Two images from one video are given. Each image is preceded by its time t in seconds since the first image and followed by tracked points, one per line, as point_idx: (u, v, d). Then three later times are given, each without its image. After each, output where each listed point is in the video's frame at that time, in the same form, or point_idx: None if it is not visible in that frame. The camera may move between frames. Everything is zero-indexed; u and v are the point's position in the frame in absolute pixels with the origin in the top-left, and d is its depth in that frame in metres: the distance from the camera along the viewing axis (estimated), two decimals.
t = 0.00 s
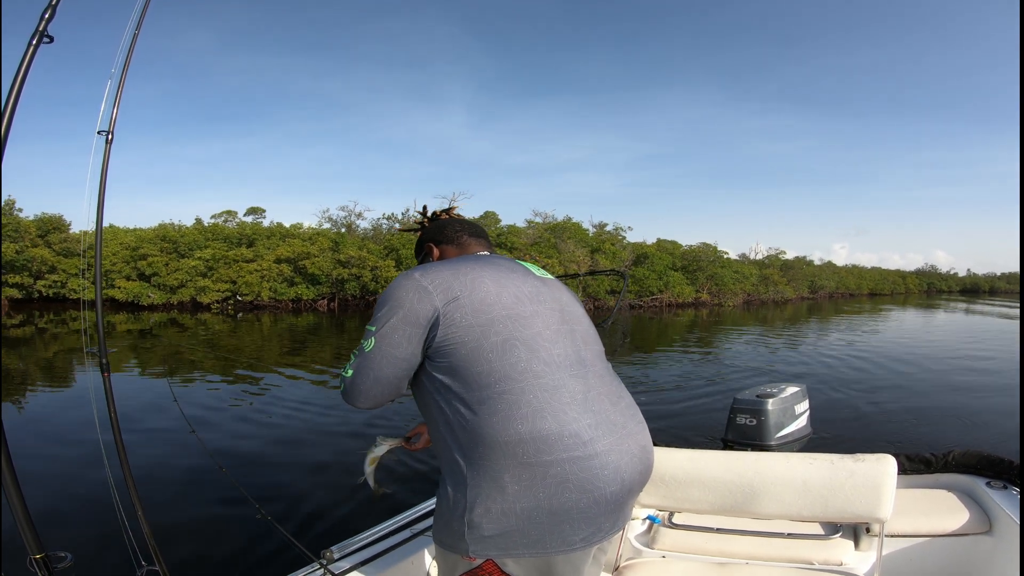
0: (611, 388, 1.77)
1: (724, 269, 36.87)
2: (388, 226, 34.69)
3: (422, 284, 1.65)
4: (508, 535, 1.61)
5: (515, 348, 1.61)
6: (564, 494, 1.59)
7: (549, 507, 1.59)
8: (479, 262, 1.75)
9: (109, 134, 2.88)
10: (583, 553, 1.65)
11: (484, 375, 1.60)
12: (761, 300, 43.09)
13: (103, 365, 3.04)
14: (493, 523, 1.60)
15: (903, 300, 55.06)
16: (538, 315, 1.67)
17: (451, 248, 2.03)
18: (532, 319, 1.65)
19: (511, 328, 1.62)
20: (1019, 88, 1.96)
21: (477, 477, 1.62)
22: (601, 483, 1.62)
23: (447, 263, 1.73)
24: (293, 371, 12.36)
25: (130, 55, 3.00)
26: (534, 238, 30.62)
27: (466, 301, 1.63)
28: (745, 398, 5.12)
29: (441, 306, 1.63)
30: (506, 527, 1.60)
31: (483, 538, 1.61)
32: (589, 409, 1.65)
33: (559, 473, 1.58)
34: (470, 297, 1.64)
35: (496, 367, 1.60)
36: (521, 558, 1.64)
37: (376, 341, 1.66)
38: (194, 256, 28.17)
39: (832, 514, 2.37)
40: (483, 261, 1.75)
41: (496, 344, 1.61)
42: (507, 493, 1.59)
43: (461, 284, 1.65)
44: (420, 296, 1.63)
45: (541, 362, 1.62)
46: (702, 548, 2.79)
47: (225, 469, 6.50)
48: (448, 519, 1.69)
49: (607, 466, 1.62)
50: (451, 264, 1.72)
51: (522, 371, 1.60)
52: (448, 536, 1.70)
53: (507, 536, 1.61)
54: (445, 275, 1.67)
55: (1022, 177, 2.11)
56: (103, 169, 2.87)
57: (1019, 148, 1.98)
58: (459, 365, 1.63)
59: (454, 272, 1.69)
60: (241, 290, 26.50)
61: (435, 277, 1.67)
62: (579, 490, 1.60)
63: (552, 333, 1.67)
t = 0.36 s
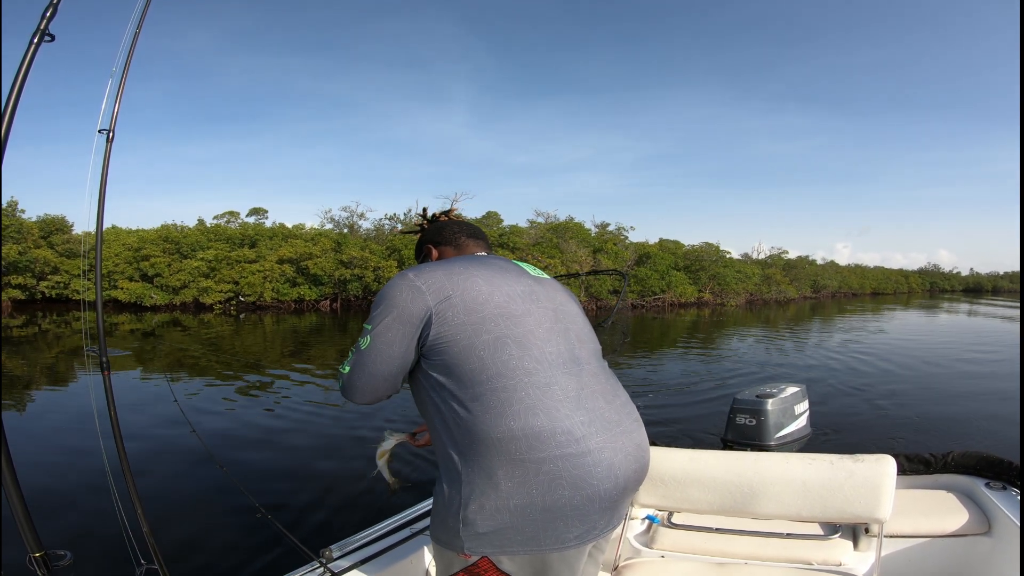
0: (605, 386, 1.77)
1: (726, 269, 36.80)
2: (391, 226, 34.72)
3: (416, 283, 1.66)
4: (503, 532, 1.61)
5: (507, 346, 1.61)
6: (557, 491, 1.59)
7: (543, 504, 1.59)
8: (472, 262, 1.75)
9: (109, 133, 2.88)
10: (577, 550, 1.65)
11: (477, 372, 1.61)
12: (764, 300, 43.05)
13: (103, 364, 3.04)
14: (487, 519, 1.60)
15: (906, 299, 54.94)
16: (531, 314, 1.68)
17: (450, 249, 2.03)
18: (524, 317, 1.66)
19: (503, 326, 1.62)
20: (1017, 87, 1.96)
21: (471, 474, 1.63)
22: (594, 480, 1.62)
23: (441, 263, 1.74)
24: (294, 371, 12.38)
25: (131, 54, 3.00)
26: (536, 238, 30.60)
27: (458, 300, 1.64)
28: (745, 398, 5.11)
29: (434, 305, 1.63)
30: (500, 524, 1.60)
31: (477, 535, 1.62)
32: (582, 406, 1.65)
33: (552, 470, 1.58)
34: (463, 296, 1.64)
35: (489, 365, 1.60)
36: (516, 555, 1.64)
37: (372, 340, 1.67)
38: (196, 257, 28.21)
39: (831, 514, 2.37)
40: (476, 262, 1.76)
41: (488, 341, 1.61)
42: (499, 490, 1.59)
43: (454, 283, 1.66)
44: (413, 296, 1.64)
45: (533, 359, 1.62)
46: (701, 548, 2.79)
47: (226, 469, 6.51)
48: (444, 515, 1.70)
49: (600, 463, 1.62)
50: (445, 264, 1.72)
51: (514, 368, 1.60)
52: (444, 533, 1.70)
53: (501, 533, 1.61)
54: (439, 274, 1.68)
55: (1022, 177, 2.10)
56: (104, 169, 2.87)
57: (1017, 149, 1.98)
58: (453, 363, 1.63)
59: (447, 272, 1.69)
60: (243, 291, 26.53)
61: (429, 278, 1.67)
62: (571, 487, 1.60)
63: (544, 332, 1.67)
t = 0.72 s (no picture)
0: (598, 383, 1.77)
1: (728, 269, 36.78)
2: (393, 227, 34.77)
3: (410, 282, 1.67)
4: (497, 527, 1.61)
5: (498, 343, 1.62)
6: (549, 486, 1.59)
7: (536, 499, 1.59)
8: (465, 262, 1.76)
9: (110, 133, 2.89)
10: (571, 546, 1.65)
11: (468, 368, 1.62)
12: (767, 299, 43.02)
13: (104, 363, 3.05)
14: (481, 515, 1.60)
15: (909, 297, 54.88)
16: (522, 311, 1.68)
17: (448, 251, 2.04)
18: (515, 314, 1.66)
19: (494, 323, 1.63)
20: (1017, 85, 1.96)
21: (464, 469, 1.63)
22: (586, 475, 1.62)
23: (436, 263, 1.75)
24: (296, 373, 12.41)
25: (132, 54, 3.01)
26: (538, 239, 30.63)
27: (451, 297, 1.65)
28: (745, 398, 5.11)
29: (427, 303, 1.64)
30: (494, 519, 1.60)
31: (471, 531, 1.62)
32: (574, 402, 1.65)
33: (543, 465, 1.58)
34: (455, 293, 1.65)
35: (480, 362, 1.61)
36: (510, 550, 1.64)
37: (368, 337, 1.68)
38: (198, 259, 28.25)
39: (830, 514, 2.38)
40: (470, 261, 1.77)
41: (479, 338, 1.62)
42: (492, 486, 1.60)
43: (446, 282, 1.67)
44: (407, 294, 1.65)
45: (524, 355, 1.62)
46: (700, 548, 2.80)
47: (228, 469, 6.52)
48: (440, 512, 1.71)
49: (593, 458, 1.62)
50: (438, 263, 1.74)
51: (505, 364, 1.60)
52: (440, 529, 1.71)
53: (495, 529, 1.61)
54: (433, 272, 1.69)
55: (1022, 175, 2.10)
56: (104, 170, 2.89)
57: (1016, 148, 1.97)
58: (446, 360, 1.64)
59: (440, 270, 1.70)
60: (245, 293, 26.58)
61: (422, 276, 1.68)
62: (563, 483, 1.60)
63: (536, 328, 1.67)
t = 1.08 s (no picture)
0: (593, 381, 1.77)
1: (730, 268, 36.69)
2: (394, 229, 34.78)
3: (404, 283, 1.67)
4: (496, 524, 1.62)
5: (492, 342, 1.62)
6: (546, 483, 1.59)
7: (533, 496, 1.60)
8: (458, 263, 1.77)
9: (110, 133, 2.91)
10: (570, 543, 1.65)
11: (464, 367, 1.62)
12: (768, 299, 42.99)
13: (104, 363, 3.06)
14: (479, 513, 1.61)
15: (911, 297, 54.79)
16: (517, 310, 1.68)
17: (443, 253, 2.05)
18: (509, 313, 1.66)
19: (488, 324, 1.63)
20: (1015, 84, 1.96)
21: (462, 467, 1.64)
22: (583, 472, 1.62)
23: (430, 264, 1.75)
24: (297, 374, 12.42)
25: (131, 55, 3.03)
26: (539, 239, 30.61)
27: (445, 297, 1.65)
28: (746, 398, 5.11)
29: (422, 305, 1.65)
30: (493, 517, 1.61)
31: (470, 528, 1.63)
32: (570, 400, 1.65)
33: (540, 463, 1.58)
34: (449, 293, 1.66)
35: (475, 361, 1.61)
36: (509, 546, 1.65)
37: (365, 339, 1.69)
38: (200, 261, 28.28)
39: (830, 514, 2.38)
40: (463, 262, 1.77)
41: (474, 337, 1.62)
42: (490, 483, 1.60)
43: (440, 283, 1.67)
44: (402, 295, 1.65)
45: (518, 353, 1.62)
46: (700, 547, 2.80)
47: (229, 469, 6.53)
48: (439, 510, 1.71)
49: (589, 455, 1.62)
50: (433, 265, 1.74)
51: (500, 362, 1.60)
52: (439, 527, 1.72)
53: (494, 526, 1.62)
54: (427, 274, 1.69)
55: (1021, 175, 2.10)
56: (104, 170, 2.90)
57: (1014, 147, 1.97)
58: (442, 359, 1.64)
59: (435, 271, 1.70)
60: (247, 295, 26.61)
61: (417, 277, 1.68)
62: (560, 480, 1.60)
63: (531, 327, 1.67)
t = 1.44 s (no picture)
0: (595, 381, 1.76)
1: (731, 268, 36.67)
2: (395, 229, 34.79)
3: (404, 285, 1.67)
4: (498, 525, 1.61)
5: (492, 344, 1.61)
6: (548, 484, 1.59)
7: (535, 497, 1.59)
8: (458, 265, 1.76)
9: (109, 135, 2.94)
10: (573, 543, 1.65)
11: (464, 369, 1.62)
12: (770, 299, 42.94)
13: (104, 365, 3.06)
14: (481, 514, 1.60)
15: (912, 296, 54.71)
16: (516, 311, 1.67)
17: (443, 255, 2.05)
18: (509, 314, 1.65)
19: (488, 325, 1.63)
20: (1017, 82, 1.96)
21: (463, 468, 1.63)
22: (584, 471, 1.61)
23: (430, 266, 1.74)
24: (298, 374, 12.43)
25: (130, 58, 3.05)
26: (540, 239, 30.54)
27: (444, 298, 1.65)
28: (747, 397, 5.10)
29: (421, 307, 1.64)
30: (495, 518, 1.60)
31: (473, 530, 1.62)
32: (570, 400, 1.64)
33: (542, 463, 1.58)
34: (448, 294, 1.65)
35: (476, 362, 1.61)
36: (511, 547, 1.64)
37: (365, 341, 1.69)
38: (201, 261, 28.29)
39: (833, 513, 2.38)
40: (463, 264, 1.77)
41: (473, 338, 1.62)
42: (492, 484, 1.59)
43: (440, 285, 1.66)
44: (401, 297, 1.65)
45: (518, 354, 1.62)
46: (702, 547, 2.79)
47: (231, 469, 6.53)
48: (441, 511, 1.71)
49: (590, 456, 1.62)
50: (432, 267, 1.74)
51: (501, 364, 1.60)
52: (442, 529, 1.71)
53: (496, 527, 1.61)
54: (427, 275, 1.69)
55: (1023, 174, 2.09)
56: (104, 172, 2.92)
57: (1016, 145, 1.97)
58: (443, 361, 1.64)
59: (434, 272, 1.70)
60: (248, 295, 26.64)
61: (416, 279, 1.68)
62: (562, 481, 1.59)
63: (531, 328, 1.67)
